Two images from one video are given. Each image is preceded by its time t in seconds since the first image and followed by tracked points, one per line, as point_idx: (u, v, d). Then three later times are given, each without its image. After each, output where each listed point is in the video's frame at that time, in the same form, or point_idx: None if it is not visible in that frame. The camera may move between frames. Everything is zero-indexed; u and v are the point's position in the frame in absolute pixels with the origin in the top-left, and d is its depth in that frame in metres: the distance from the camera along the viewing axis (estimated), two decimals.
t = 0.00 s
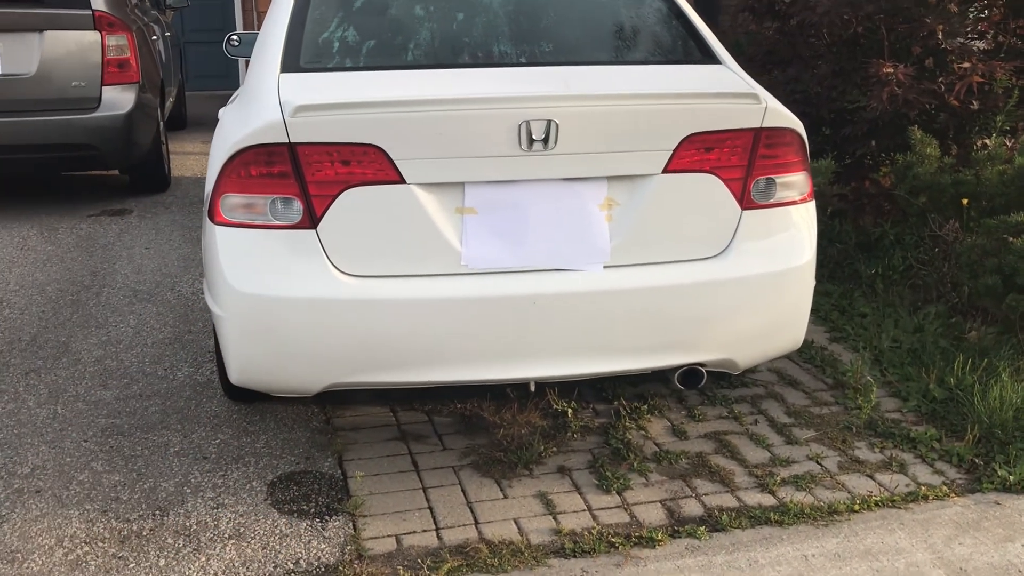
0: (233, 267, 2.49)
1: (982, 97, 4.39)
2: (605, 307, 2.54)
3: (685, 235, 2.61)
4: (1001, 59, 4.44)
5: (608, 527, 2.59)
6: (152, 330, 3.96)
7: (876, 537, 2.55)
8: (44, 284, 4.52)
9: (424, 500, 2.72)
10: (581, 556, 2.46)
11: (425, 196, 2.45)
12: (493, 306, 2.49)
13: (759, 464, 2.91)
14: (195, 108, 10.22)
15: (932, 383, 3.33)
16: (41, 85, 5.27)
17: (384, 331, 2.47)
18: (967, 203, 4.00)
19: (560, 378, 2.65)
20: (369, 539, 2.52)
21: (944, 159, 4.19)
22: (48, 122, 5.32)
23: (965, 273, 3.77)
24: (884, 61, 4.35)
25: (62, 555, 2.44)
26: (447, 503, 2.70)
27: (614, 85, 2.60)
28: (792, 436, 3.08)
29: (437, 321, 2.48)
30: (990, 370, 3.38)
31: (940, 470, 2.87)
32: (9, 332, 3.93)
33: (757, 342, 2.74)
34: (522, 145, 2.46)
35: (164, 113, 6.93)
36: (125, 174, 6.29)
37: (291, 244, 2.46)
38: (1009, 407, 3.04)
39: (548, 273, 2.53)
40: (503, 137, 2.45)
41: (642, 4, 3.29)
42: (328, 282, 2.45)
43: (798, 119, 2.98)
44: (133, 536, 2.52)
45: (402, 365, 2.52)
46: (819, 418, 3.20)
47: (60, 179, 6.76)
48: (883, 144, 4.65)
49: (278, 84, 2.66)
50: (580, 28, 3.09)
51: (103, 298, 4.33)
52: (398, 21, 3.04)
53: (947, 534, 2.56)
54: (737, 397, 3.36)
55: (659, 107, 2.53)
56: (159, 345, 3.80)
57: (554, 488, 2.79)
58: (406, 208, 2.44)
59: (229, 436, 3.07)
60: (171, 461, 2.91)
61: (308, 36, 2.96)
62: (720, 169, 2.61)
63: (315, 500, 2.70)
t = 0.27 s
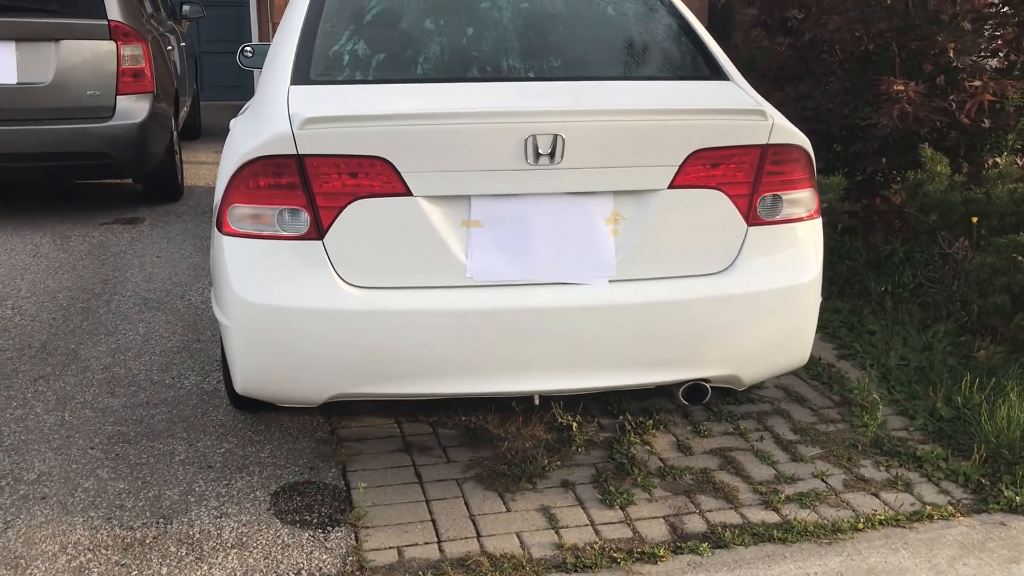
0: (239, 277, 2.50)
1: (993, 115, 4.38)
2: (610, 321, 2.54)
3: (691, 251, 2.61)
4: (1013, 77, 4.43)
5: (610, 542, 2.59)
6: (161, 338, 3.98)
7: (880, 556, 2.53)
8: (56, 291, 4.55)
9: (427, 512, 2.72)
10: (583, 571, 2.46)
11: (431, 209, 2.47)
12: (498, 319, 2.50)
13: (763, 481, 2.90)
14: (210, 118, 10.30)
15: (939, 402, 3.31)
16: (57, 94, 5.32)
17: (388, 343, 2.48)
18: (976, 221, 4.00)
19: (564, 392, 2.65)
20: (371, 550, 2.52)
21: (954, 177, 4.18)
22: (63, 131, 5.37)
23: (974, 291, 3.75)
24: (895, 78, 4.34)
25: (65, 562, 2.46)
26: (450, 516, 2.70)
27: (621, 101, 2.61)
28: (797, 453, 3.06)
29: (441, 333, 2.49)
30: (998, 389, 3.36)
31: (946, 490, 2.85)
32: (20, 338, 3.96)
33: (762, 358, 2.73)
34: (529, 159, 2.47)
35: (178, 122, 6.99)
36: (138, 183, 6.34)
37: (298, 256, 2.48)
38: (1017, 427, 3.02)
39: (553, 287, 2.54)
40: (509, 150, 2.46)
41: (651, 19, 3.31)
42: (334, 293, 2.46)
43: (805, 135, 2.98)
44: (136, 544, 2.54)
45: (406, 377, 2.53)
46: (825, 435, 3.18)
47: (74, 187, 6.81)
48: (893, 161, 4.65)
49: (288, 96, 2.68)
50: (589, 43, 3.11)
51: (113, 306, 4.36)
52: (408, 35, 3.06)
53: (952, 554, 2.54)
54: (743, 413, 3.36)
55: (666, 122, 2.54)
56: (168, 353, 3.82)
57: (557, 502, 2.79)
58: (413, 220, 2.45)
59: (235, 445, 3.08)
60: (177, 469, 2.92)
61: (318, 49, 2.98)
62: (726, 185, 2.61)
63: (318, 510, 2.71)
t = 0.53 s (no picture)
0: (245, 290, 2.53)
1: (1001, 132, 4.38)
2: (612, 336, 2.56)
3: (694, 266, 2.62)
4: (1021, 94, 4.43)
5: (613, 556, 2.59)
6: (169, 350, 4.02)
7: (882, 573, 2.53)
8: (67, 302, 4.60)
9: (430, 524, 2.73)
10: None
11: (435, 223, 2.49)
12: (502, 333, 2.51)
13: (767, 497, 2.89)
14: (222, 132, 10.38)
15: (945, 419, 3.30)
16: (71, 107, 5.38)
17: (391, 356, 2.50)
18: (983, 238, 3.98)
19: (566, 407, 2.66)
20: (373, 562, 2.53)
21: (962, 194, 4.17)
22: (76, 144, 5.43)
23: (981, 307, 3.74)
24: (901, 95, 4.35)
25: (71, 571, 2.48)
26: (453, 528, 2.71)
27: (625, 117, 2.63)
28: (802, 469, 3.06)
29: (444, 347, 2.50)
30: (1004, 407, 3.35)
31: (951, 507, 2.84)
32: (31, 349, 4.00)
33: (765, 374, 2.74)
34: (532, 174, 2.49)
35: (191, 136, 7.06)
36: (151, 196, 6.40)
37: (303, 269, 2.50)
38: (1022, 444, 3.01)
39: (556, 301, 2.55)
40: (513, 166, 2.48)
41: (657, 36, 3.33)
42: (338, 306, 2.49)
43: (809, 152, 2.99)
44: (141, 554, 2.55)
45: (409, 390, 2.55)
46: (829, 451, 3.18)
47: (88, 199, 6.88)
48: (901, 178, 4.65)
49: (295, 112, 2.71)
50: (595, 59, 3.13)
51: (123, 317, 4.40)
52: (416, 51, 3.10)
53: (955, 572, 2.53)
54: (747, 429, 3.35)
55: (669, 138, 2.56)
56: (176, 365, 3.85)
57: (560, 515, 2.79)
58: (417, 234, 2.48)
59: (241, 456, 3.10)
60: (183, 480, 2.94)
61: (326, 65, 3.02)
62: (729, 201, 2.62)
63: (322, 522, 2.72)
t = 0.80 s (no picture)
0: (251, 298, 2.54)
1: (1010, 140, 4.36)
2: (616, 345, 2.56)
3: (699, 275, 2.62)
4: None
5: (617, 565, 2.58)
6: (177, 358, 4.03)
7: None
8: (76, 311, 4.62)
9: (435, 533, 2.73)
10: None
11: (440, 231, 2.50)
12: (506, 341, 2.52)
13: (773, 506, 2.88)
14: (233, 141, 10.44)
15: (952, 428, 3.28)
16: (82, 116, 5.42)
17: (396, 364, 2.51)
18: (991, 246, 3.97)
19: (571, 415, 2.66)
20: (377, 571, 2.53)
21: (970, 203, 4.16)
22: (86, 153, 5.47)
23: (989, 316, 3.72)
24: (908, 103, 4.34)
25: None
26: (458, 537, 2.71)
27: (629, 126, 2.64)
28: (808, 478, 3.05)
29: (448, 355, 2.51)
30: (1012, 416, 3.33)
31: (958, 517, 2.83)
32: (40, 357, 4.03)
33: (771, 383, 2.73)
34: (536, 182, 2.50)
35: (201, 145, 7.10)
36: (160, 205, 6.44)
37: (308, 277, 2.52)
38: None
39: (561, 310, 2.55)
40: (517, 174, 2.49)
41: (662, 45, 3.34)
42: (343, 315, 2.49)
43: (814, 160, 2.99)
44: (146, 561, 2.56)
45: (414, 399, 2.55)
46: (836, 460, 3.16)
47: (99, 208, 6.93)
48: (909, 187, 4.64)
49: (301, 121, 2.72)
50: (600, 69, 3.14)
51: (132, 326, 4.42)
52: (421, 61, 3.11)
53: None
54: (754, 438, 3.34)
55: (673, 148, 2.56)
56: (183, 373, 3.87)
57: (565, 524, 2.79)
58: (421, 243, 2.49)
59: (246, 464, 3.11)
60: (189, 488, 2.95)
61: (332, 74, 3.03)
62: (733, 209, 2.62)
63: (327, 530, 2.72)
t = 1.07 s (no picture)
0: (260, 302, 2.55)
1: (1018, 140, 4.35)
2: (624, 347, 2.55)
3: (707, 276, 2.62)
4: None
5: (626, 567, 2.58)
6: (186, 361, 4.04)
7: None
8: (85, 314, 4.64)
9: (444, 535, 2.73)
10: None
11: (447, 234, 2.50)
12: (514, 343, 2.52)
13: (782, 507, 2.88)
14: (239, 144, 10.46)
15: (962, 429, 3.27)
16: (90, 120, 5.44)
17: (404, 367, 2.51)
18: (999, 246, 3.97)
19: (580, 417, 2.66)
20: (386, 573, 2.53)
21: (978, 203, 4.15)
22: (94, 157, 5.49)
23: (998, 316, 3.71)
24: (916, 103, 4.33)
25: None
26: (467, 539, 2.71)
27: (637, 128, 2.64)
28: (817, 479, 3.04)
29: (457, 358, 2.51)
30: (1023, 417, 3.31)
31: (968, 518, 2.82)
32: (49, 361, 4.04)
33: (779, 384, 2.72)
34: (543, 185, 2.50)
35: (209, 149, 7.12)
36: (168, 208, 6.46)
37: (317, 280, 2.52)
38: None
39: (568, 312, 2.55)
40: (524, 176, 2.49)
41: (669, 47, 3.34)
42: (352, 318, 2.50)
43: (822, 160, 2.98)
44: (156, 564, 2.57)
45: (422, 401, 2.56)
46: (845, 461, 3.16)
47: (107, 212, 6.95)
48: (917, 187, 4.63)
49: (309, 124, 2.73)
50: (606, 70, 3.14)
51: (140, 329, 4.43)
52: (428, 63, 3.12)
53: None
54: (763, 439, 3.34)
55: (680, 149, 2.56)
56: (192, 376, 3.88)
57: (574, 526, 2.79)
58: (429, 245, 2.49)
59: (255, 467, 3.12)
60: (198, 491, 2.96)
61: (339, 77, 3.04)
62: (741, 211, 2.62)
63: (336, 533, 2.73)
